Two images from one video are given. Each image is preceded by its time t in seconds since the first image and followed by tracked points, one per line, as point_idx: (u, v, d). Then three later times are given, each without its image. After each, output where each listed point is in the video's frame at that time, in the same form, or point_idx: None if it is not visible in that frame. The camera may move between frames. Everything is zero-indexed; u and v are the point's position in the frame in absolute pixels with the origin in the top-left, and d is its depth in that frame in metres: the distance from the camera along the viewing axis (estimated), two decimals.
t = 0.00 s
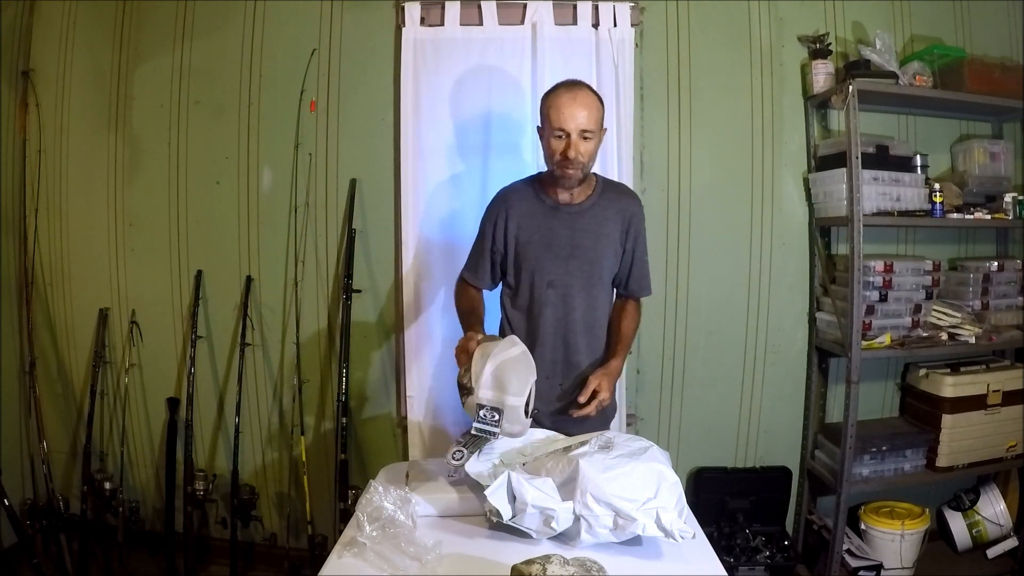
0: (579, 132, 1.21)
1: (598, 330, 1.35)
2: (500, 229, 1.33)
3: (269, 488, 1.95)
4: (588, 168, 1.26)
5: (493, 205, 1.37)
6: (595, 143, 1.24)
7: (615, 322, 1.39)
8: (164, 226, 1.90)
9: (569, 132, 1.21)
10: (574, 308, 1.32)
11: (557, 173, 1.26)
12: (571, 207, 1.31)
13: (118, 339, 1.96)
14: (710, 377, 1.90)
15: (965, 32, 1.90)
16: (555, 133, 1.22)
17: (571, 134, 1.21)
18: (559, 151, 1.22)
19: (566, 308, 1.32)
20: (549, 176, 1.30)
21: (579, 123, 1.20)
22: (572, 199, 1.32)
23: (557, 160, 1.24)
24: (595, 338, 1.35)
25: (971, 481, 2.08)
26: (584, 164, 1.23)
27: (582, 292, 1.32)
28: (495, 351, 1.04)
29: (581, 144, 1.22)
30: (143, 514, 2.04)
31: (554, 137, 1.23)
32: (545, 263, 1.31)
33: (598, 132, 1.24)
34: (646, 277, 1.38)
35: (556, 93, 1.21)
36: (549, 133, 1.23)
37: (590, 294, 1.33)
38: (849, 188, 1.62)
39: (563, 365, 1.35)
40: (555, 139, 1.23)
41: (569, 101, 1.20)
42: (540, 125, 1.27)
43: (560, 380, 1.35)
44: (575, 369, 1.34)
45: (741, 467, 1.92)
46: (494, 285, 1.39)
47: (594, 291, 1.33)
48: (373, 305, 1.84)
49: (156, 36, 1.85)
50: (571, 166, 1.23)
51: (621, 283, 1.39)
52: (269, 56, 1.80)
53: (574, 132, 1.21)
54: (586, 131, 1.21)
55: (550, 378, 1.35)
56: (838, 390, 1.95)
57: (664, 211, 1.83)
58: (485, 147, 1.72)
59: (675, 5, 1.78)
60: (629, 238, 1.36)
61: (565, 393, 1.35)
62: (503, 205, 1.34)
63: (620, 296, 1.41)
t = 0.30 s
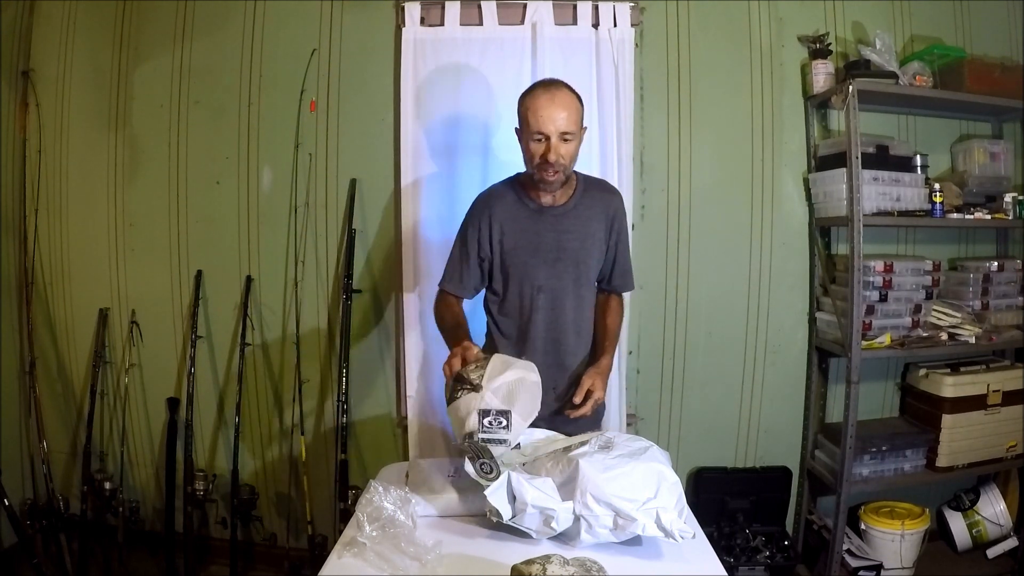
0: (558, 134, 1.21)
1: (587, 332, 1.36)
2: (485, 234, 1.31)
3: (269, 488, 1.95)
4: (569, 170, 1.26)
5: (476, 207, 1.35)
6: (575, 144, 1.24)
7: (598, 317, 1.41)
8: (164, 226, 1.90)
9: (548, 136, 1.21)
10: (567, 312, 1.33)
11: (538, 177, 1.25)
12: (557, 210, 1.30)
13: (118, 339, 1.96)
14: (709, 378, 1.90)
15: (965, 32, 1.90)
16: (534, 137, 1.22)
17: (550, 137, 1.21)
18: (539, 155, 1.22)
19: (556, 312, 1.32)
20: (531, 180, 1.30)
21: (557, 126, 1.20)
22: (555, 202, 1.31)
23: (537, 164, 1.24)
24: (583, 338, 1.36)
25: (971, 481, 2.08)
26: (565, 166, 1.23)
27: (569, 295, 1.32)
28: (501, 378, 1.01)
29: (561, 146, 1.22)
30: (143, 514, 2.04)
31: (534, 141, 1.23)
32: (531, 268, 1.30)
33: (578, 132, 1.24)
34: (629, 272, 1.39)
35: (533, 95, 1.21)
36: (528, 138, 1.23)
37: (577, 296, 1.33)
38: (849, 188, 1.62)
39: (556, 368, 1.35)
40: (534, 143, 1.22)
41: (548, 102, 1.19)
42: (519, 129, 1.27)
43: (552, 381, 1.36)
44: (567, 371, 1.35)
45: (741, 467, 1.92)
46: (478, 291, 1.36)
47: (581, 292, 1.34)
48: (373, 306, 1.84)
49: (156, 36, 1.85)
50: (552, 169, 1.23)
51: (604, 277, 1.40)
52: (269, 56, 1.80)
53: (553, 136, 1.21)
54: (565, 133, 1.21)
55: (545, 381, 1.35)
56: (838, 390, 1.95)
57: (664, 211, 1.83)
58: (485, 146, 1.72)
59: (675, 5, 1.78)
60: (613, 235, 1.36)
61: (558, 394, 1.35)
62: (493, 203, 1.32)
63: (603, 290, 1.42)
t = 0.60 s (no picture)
0: (544, 140, 1.16)
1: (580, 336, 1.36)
2: (480, 239, 1.26)
3: (269, 488, 1.95)
4: (557, 174, 1.22)
5: (465, 217, 1.29)
6: (561, 148, 1.19)
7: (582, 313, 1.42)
8: (164, 227, 1.90)
9: (534, 143, 1.16)
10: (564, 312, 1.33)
11: (526, 184, 1.22)
12: (546, 215, 1.28)
13: (118, 339, 1.96)
14: (709, 378, 1.90)
15: (965, 31, 1.90)
16: (520, 144, 1.17)
17: (536, 144, 1.16)
18: (525, 163, 1.18)
19: (550, 315, 1.32)
20: (517, 185, 1.26)
21: (543, 132, 1.15)
22: (543, 206, 1.29)
23: (523, 171, 1.19)
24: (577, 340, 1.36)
25: (971, 481, 2.08)
26: (553, 172, 1.19)
27: (561, 298, 1.32)
28: (495, 509, 0.86)
29: (548, 153, 1.17)
30: (143, 514, 2.04)
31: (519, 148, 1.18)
32: (523, 273, 1.29)
33: (564, 136, 1.19)
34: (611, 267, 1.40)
35: (517, 100, 1.15)
36: (513, 145, 1.18)
37: (569, 297, 1.33)
38: (849, 188, 1.62)
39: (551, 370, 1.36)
40: (520, 150, 1.17)
41: (532, 107, 1.14)
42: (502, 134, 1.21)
43: (548, 382, 1.36)
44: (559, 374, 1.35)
45: (741, 467, 1.92)
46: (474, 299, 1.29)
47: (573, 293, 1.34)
48: (373, 305, 1.84)
49: (156, 36, 1.85)
50: (539, 176, 1.19)
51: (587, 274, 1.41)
52: (269, 56, 1.80)
53: (539, 143, 1.16)
54: (552, 138, 1.16)
55: (541, 383, 1.35)
56: (838, 390, 1.95)
57: (664, 211, 1.83)
58: (484, 146, 1.72)
59: (676, 5, 1.78)
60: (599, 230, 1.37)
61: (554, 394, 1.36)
62: (490, 204, 1.28)
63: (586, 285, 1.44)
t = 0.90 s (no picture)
0: (542, 153, 1.15)
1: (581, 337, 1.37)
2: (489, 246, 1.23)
3: (269, 488, 1.95)
4: (556, 183, 1.22)
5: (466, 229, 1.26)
6: (559, 159, 1.19)
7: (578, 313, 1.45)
8: (164, 227, 1.90)
9: (532, 157, 1.15)
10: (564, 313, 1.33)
11: (525, 195, 1.21)
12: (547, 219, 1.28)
13: (118, 339, 1.96)
14: (709, 378, 1.90)
15: (965, 31, 1.90)
16: (518, 158, 1.16)
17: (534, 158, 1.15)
18: (524, 176, 1.17)
19: (551, 317, 1.32)
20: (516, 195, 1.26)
21: (541, 145, 1.14)
22: (544, 214, 1.29)
23: (522, 184, 1.19)
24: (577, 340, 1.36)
25: (971, 481, 2.07)
26: (552, 182, 1.19)
27: (562, 301, 1.33)
28: None
29: (546, 165, 1.16)
30: (143, 514, 2.04)
31: (518, 162, 1.17)
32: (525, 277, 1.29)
33: (561, 147, 1.19)
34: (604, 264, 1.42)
35: (513, 114, 1.14)
36: (511, 159, 1.17)
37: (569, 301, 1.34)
38: (849, 188, 1.62)
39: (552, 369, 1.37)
40: (518, 164, 1.17)
41: (528, 121, 1.13)
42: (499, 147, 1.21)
43: (548, 383, 1.37)
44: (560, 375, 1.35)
45: (741, 467, 1.92)
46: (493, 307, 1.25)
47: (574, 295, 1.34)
48: (373, 305, 1.84)
49: (157, 36, 1.85)
50: (538, 188, 1.18)
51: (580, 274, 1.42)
52: (269, 56, 1.80)
53: (537, 156, 1.15)
54: (550, 150, 1.16)
55: (541, 383, 1.36)
56: (838, 390, 1.95)
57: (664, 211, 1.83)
58: (484, 147, 1.72)
59: (676, 5, 1.78)
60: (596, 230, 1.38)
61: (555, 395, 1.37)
62: (493, 212, 1.26)
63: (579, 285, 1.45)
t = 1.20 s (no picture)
0: (548, 152, 1.15)
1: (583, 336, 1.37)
2: (488, 241, 1.26)
3: (269, 488, 1.96)
4: (564, 182, 1.20)
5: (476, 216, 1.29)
6: (567, 159, 1.17)
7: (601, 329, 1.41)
8: (164, 226, 1.90)
9: (538, 155, 1.15)
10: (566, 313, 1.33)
11: (532, 191, 1.22)
12: (558, 216, 1.28)
13: (118, 339, 1.96)
14: (709, 378, 1.90)
15: (965, 31, 1.90)
16: (525, 155, 1.17)
17: (541, 156, 1.15)
18: (530, 173, 1.18)
19: (554, 317, 1.32)
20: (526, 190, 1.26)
21: (547, 145, 1.14)
22: (555, 211, 1.28)
23: (529, 181, 1.19)
24: (578, 340, 1.36)
25: (971, 481, 2.07)
26: (558, 182, 1.18)
27: (569, 301, 1.33)
28: None
29: (552, 164, 1.16)
30: (143, 514, 2.04)
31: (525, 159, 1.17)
32: (532, 275, 1.29)
33: (570, 148, 1.17)
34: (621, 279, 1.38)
35: (521, 111, 1.15)
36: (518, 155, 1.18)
37: (575, 300, 1.33)
38: (849, 188, 1.62)
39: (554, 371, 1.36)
40: (525, 161, 1.17)
41: (535, 120, 1.13)
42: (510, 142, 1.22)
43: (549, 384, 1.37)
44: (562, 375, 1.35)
45: (741, 468, 1.92)
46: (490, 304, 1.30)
47: (579, 295, 1.33)
48: (373, 305, 1.85)
49: (156, 36, 1.85)
50: (545, 187, 1.18)
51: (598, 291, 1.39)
52: (269, 55, 1.80)
53: (544, 155, 1.15)
54: (556, 150, 1.15)
55: (543, 384, 1.36)
56: (839, 391, 1.94)
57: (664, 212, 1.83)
58: (485, 146, 1.72)
59: (675, 5, 1.78)
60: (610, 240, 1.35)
61: (557, 396, 1.36)
62: (502, 204, 1.27)
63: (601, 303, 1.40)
